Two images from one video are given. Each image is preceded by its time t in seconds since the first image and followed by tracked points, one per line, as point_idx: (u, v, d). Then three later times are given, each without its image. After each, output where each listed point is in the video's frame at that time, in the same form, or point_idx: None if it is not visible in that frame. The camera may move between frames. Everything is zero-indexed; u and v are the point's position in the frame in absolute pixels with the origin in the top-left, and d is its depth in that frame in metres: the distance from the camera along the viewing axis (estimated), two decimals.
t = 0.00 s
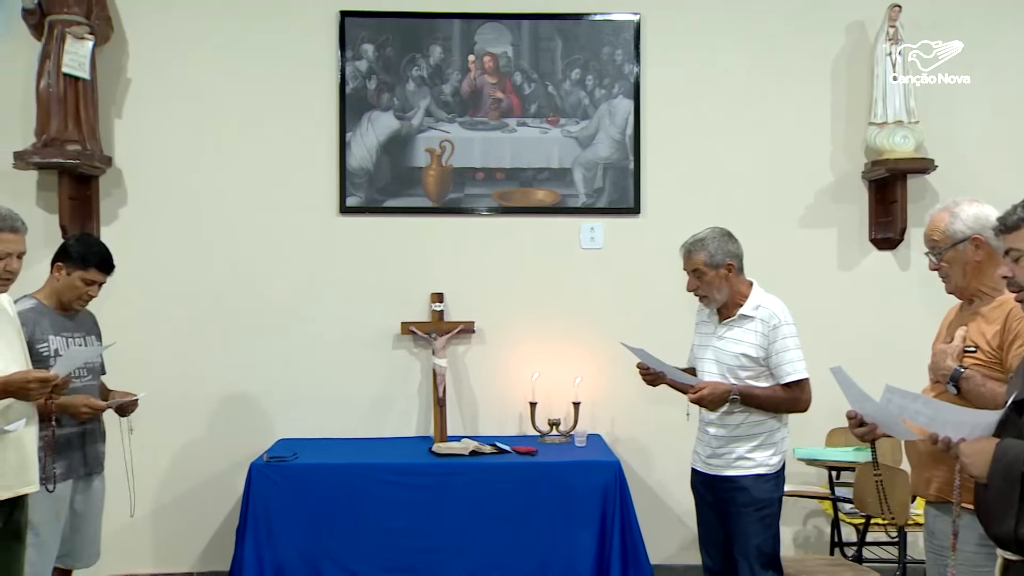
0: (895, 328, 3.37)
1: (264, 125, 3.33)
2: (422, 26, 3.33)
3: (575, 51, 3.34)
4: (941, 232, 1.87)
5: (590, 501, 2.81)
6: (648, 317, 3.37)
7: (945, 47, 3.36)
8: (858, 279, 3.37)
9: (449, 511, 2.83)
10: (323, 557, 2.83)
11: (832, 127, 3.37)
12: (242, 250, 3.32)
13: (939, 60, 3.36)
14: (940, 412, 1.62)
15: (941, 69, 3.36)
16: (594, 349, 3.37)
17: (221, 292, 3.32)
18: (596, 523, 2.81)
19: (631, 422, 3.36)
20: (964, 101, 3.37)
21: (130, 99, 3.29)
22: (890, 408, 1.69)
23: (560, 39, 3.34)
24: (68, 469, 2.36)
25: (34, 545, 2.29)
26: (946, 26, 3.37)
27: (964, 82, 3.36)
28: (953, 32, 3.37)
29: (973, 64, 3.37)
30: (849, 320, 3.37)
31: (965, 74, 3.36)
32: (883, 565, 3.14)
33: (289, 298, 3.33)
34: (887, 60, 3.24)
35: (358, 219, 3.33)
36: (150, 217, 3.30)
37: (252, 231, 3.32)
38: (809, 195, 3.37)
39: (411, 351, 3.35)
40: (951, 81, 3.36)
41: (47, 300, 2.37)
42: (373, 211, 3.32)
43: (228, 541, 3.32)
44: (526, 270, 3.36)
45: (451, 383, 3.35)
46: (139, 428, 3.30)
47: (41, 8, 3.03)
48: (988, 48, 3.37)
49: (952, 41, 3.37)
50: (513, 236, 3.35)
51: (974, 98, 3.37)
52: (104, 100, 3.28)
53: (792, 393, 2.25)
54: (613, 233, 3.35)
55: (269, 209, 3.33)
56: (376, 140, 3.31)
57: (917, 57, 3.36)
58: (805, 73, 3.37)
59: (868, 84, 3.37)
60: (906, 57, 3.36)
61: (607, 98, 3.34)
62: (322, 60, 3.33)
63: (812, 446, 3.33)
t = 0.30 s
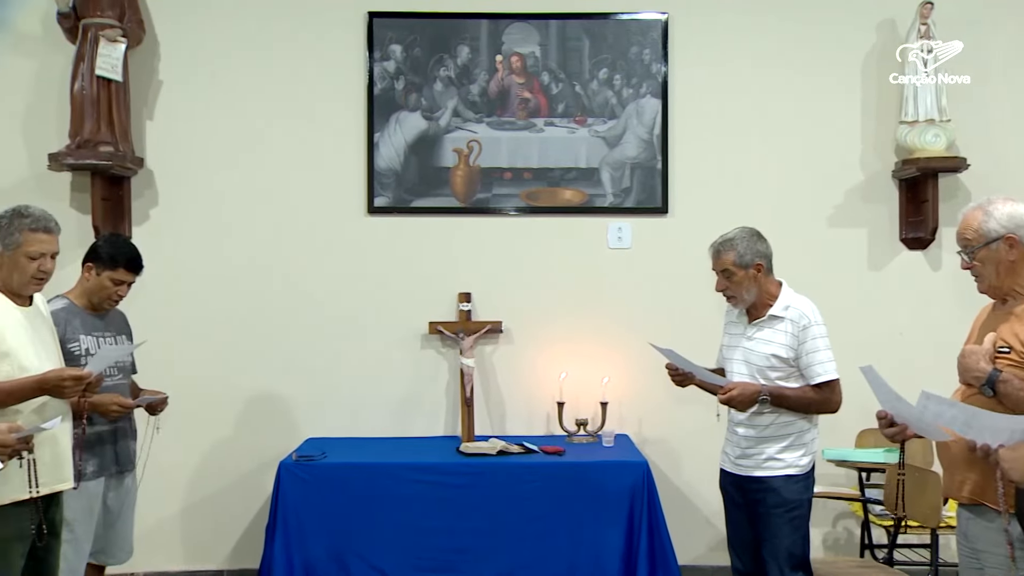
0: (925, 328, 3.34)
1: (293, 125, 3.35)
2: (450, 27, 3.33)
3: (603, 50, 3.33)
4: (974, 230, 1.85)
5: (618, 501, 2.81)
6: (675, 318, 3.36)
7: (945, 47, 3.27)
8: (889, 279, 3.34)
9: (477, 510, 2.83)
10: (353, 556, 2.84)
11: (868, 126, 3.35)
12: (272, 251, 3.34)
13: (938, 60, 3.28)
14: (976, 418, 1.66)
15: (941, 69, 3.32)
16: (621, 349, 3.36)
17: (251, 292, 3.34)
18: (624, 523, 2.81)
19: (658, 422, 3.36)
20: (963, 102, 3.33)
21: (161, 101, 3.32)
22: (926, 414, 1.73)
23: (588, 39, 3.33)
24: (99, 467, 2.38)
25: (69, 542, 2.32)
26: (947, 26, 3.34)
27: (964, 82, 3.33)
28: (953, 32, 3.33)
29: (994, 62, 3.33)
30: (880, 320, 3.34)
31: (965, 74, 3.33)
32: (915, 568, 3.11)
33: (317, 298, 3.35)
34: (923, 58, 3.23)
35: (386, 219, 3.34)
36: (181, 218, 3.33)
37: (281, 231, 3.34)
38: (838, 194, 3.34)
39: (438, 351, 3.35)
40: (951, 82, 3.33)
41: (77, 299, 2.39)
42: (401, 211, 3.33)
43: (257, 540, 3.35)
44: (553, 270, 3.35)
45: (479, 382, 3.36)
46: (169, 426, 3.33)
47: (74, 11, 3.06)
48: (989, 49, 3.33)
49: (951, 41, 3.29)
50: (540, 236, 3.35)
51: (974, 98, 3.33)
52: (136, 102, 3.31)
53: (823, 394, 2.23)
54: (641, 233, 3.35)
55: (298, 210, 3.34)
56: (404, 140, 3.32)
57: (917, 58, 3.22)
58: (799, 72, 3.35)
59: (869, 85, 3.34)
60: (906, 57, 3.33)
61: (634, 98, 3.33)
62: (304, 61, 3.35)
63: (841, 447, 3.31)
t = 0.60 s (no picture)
0: (956, 328, 3.31)
1: (321, 126, 3.36)
2: (477, 27, 3.34)
3: (630, 50, 3.33)
4: (1005, 230, 1.83)
5: (644, 501, 2.80)
6: (702, 317, 3.35)
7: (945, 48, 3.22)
8: (919, 279, 3.31)
9: (503, 510, 2.84)
10: (380, 555, 2.85)
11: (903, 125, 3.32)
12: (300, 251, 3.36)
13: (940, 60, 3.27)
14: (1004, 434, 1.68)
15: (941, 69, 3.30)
16: (648, 349, 3.35)
17: (280, 292, 3.36)
18: (650, 524, 2.80)
19: (685, 422, 3.35)
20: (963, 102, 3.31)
21: (192, 103, 3.35)
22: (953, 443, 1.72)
23: (615, 38, 3.33)
24: (131, 465, 2.41)
25: (101, 539, 2.36)
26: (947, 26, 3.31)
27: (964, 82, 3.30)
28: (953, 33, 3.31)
29: None
30: (909, 320, 3.32)
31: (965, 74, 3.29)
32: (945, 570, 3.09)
33: (345, 298, 3.36)
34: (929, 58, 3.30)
35: (413, 220, 3.35)
36: (212, 218, 3.35)
37: (310, 231, 3.36)
38: (867, 194, 3.32)
39: (465, 351, 3.36)
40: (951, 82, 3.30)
41: (108, 299, 2.42)
42: (428, 211, 3.34)
43: (285, 538, 3.37)
44: (580, 270, 3.35)
45: (505, 381, 3.36)
46: (199, 426, 3.35)
47: (107, 14, 3.09)
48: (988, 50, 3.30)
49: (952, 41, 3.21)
50: (566, 236, 3.35)
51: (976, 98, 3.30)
52: (167, 104, 3.34)
53: (854, 395, 2.21)
54: (668, 233, 3.34)
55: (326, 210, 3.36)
56: (431, 141, 3.33)
57: (917, 58, 3.31)
58: (793, 70, 3.34)
59: (867, 86, 3.33)
60: (906, 57, 3.32)
61: (662, 98, 3.32)
62: (303, 61, 3.36)
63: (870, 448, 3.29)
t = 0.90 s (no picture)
0: (983, 329, 3.29)
1: (345, 126, 3.37)
2: (500, 27, 3.34)
3: (653, 49, 3.32)
4: None
5: (668, 501, 2.80)
6: (725, 317, 3.33)
7: (945, 47, 3.29)
8: (945, 279, 3.29)
9: (526, 510, 2.84)
10: (404, 554, 2.86)
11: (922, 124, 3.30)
12: (323, 250, 3.37)
13: (939, 60, 3.29)
14: None
15: (941, 69, 3.29)
16: (671, 348, 3.35)
17: (305, 292, 3.37)
18: (674, 524, 2.80)
19: (709, 422, 3.34)
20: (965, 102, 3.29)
21: (216, 103, 3.37)
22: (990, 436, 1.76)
23: (638, 38, 3.32)
24: (158, 464, 2.42)
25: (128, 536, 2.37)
26: (947, 25, 3.29)
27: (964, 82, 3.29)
28: (954, 32, 3.29)
29: None
30: (935, 320, 3.30)
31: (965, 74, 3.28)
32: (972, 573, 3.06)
33: (368, 298, 3.37)
34: (929, 57, 3.30)
35: (436, 220, 3.36)
36: (237, 219, 3.37)
37: (334, 231, 3.37)
38: (892, 193, 3.30)
39: (488, 350, 3.36)
40: (951, 82, 3.29)
41: (134, 299, 2.44)
42: (451, 211, 3.35)
43: (309, 537, 3.38)
44: (603, 270, 3.35)
45: (528, 381, 3.36)
46: (225, 425, 3.37)
47: (133, 16, 3.11)
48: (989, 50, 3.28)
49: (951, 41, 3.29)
50: (589, 236, 3.35)
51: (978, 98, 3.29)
52: (192, 105, 3.36)
53: (888, 395, 2.19)
54: (691, 233, 3.33)
55: (349, 210, 3.37)
56: (454, 141, 3.34)
57: (917, 58, 3.29)
58: (807, 69, 3.32)
59: (874, 86, 3.31)
60: (906, 57, 3.30)
61: (685, 97, 3.31)
62: (327, 62, 3.37)
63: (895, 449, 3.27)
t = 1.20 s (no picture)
0: (1012, 329, 3.26)
1: (370, 127, 3.38)
2: (524, 27, 3.34)
3: (677, 49, 3.31)
4: None
5: (693, 501, 2.79)
6: (751, 318, 3.32)
7: (945, 48, 3.27)
8: (974, 279, 3.27)
9: (550, 510, 2.84)
10: (429, 553, 2.86)
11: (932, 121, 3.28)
12: (348, 250, 3.38)
13: (939, 60, 3.28)
14: None
15: (941, 69, 3.27)
16: (695, 348, 3.34)
17: (330, 292, 3.38)
18: (698, 524, 2.79)
19: (734, 422, 3.32)
20: (963, 104, 3.27)
21: (242, 105, 3.39)
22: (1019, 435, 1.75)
23: (662, 37, 3.32)
24: (185, 462, 2.44)
25: (157, 534, 2.39)
26: (946, 25, 3.28)
27: (964, 82, 3.27)
28: (953, 32, 3.28)
29: None
30: (964, 320, 3.27)
31: (965, 74, 3.27)
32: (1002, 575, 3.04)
33: (393, 298, 3.38)
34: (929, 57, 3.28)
35: (461, 220, 3.36)
36: (262, 219, 3.39)
37: (359, 231, 3.38)
38: (920, 192, 3.28)
39: (512, 350, 3.36)
40: (951, 82, 3.27)
41: (162, 299, 2.45)
42: (475, 211, 3.35)
43: (334, 536, 3.39)
44: (628, 270, 3.34)
45: (552, 380, 3.36)
46: (251, 424, 3.39)
47: (161, 18, 3.13)
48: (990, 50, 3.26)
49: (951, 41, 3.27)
50: (613, 236, 3.34)
51: (976, 99, 3.27)
52: (219, 106, 3.38)
53: (929, 396, 2.10)
54: (716, 232, 3.32)
55: (374, 211, 3.38)
56: (478, 141, 3.34)
57: (917, 58, 3.28)
58: (833, 68, 3.31)
59: (900, 84, 3.29)
60: (906, 57, 3.29)
61: (709, 96, 3.30)
62: (352, 63, 3.38)
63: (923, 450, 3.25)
